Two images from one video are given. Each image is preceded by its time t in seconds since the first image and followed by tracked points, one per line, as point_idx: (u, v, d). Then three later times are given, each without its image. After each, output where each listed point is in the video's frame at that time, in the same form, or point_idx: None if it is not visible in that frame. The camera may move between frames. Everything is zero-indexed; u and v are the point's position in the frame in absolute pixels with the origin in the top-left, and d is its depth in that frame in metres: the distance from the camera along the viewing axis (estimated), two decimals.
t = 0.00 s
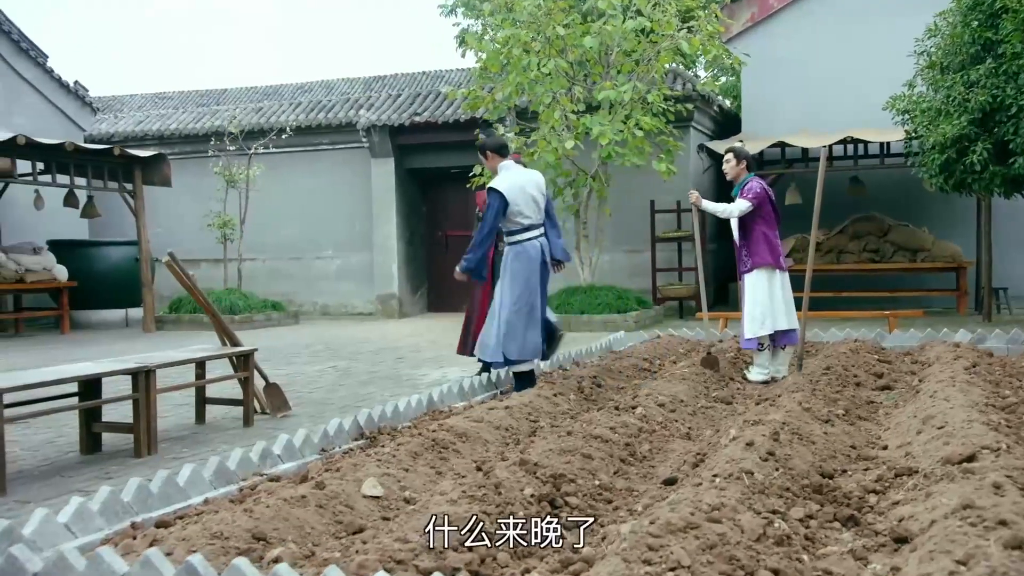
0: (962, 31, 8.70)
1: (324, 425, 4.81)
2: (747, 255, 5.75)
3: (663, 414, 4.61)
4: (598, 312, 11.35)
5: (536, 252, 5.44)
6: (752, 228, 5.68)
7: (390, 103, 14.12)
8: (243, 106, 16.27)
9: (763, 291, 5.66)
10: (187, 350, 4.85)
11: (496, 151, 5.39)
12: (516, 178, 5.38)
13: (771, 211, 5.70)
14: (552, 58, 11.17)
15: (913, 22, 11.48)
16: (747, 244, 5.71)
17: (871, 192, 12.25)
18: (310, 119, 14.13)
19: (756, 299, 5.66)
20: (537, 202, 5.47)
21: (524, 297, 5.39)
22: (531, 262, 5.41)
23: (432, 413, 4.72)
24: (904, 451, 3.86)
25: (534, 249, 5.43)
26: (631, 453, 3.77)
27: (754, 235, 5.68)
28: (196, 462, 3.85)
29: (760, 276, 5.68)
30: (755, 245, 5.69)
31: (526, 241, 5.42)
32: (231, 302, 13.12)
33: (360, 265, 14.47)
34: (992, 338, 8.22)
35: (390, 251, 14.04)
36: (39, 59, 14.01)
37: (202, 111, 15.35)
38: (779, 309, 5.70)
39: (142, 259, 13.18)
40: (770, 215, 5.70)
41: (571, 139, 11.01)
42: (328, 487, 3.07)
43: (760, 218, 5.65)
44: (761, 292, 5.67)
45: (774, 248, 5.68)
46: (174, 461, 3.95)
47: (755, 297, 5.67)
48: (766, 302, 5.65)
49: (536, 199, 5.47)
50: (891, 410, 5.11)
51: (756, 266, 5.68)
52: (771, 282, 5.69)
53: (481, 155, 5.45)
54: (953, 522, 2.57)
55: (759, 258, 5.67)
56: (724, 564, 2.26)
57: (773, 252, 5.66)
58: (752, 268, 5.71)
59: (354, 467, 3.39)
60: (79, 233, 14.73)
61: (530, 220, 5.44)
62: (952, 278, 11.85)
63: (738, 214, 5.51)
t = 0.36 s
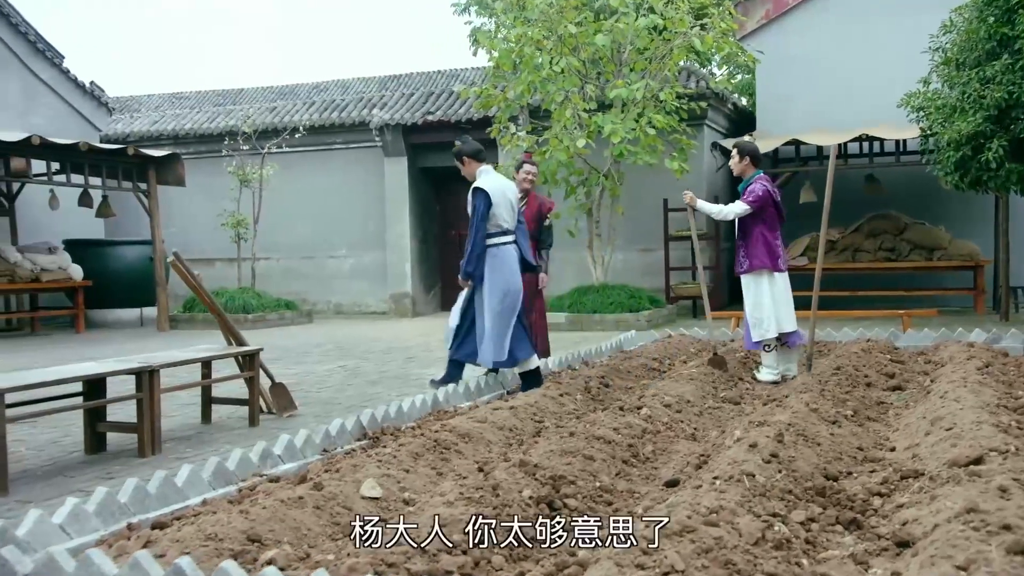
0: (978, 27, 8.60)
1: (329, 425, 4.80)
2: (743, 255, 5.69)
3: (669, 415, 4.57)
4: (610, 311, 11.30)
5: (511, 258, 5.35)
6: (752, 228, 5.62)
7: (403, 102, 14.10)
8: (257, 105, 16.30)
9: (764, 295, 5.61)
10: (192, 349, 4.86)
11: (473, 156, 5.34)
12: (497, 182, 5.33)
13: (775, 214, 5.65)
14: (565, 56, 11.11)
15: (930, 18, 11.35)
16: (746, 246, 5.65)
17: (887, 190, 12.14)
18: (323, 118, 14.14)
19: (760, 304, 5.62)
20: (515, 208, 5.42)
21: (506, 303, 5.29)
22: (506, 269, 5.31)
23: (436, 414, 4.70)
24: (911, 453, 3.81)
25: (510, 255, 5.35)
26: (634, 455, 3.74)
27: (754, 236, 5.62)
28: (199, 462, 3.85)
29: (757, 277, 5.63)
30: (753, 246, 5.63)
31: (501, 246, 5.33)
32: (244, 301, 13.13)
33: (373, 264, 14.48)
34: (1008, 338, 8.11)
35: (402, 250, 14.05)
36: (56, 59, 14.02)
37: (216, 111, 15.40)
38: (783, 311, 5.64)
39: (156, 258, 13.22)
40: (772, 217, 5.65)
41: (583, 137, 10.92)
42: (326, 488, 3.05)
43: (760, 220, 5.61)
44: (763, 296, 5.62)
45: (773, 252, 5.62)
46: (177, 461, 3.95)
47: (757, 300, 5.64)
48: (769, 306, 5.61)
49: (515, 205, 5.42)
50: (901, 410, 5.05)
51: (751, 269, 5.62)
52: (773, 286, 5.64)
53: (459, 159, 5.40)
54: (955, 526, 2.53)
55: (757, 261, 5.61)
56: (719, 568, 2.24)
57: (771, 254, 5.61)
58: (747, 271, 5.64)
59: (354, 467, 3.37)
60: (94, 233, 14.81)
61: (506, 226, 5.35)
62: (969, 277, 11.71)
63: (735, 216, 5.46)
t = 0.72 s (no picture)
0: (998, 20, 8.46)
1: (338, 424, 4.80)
2: (754, 253, 5.63)
3: (679, 414, 4.53)
4: (626, 308, 11.25)
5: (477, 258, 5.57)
6: (767, 225, 5.57)
7: (420, 99, 14.09)
8: (274, 103, 16.35)
9: (767, 296, 5.55)
10: (203, 347, 4.87)
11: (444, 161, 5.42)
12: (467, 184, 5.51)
13: (788, 212, 5.61)
14: (580, 52, 11.04)
15: (951, 12, 11.19)
16: (759, 243, 5.59)
17: (907, 186, 12.01)
18: (340, 116, 14.16)
19: (764, 304, 5.56)
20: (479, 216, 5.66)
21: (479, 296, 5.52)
22: (474, 266, 5.53)
23: (445, 412, 4.69)
24: (923, 453, 3.75)
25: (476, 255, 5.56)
26: (640, 455, 3.71)
27: (767, 233, 5.57)
28: (206, 460, 3.86)
29: (766, 275, 5.58)
30: (766, 245, 5.57)
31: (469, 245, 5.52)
32: (261, 299, 13.18)
33: (389, 262, 14.50)
34: None
35: (420, 248, 14.12)
36: (75, 58, 13.23)
37: (233, 110, 15.46)
38: (782, 311, 5.59)
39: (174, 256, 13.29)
40: (785, 216, 5.60)
41: (598, 134, 10.82)
42: (329, 487, 3.05)
43: (775, 218, 5.56)
44: (769, 294, 5.56)
45: (785, 251, 5.59)
46: (184, 459, 3.96)
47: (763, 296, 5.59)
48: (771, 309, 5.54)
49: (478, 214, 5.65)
50: (915, 410, 4.99)
51: (761, 267, 5.56)
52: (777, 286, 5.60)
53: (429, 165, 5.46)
54: (963, 529, 2.48)
55: (768, 259, 5.56)
56: (719, 570, 2.23)
57: (784, 253, 5.57)
58: (757, 268, 5.59)
59: (359, 467, 3.36)
60: (113, 231, 14.91)
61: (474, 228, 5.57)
62: (990, 274, 11.56)
63: (748, 215, 5.40)
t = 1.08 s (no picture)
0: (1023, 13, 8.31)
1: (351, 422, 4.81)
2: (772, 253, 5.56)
3: (693, 413, 4.49)
4: (644, 306, 11.19)
5: (448, 261, 5.52)
6: (783, 225, 5.50)
7: (439, 97, 14.08)
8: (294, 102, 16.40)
9: (793, 296, 5.51)
10: (216, 345, 4.90)
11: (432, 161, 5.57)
12: (451, 186, 5.55)
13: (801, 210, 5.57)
14: (599, 49, 10.97)
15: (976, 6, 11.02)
16: (780, 241, 5.52)
17: (930, 182, 11.85)
18: (359, 115, 14.18)
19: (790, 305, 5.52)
20: (467, 215, 5.65)
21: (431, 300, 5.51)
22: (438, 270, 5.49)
23: (458, 411, 4.68)
24: (939, 454, 3.70)
25: (449, 257, 5.52)
26: (651, 455, 3.69)
27: (783, 232, 5.50)
28: (218, 458, 3.88)
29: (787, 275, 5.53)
30: (784, 244, 5.51)
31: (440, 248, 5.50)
32: (280, 297, 13.23)
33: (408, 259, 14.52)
34: None
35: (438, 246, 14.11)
36: (97, 58, 13.33)
37: (254, 108, 15.53)
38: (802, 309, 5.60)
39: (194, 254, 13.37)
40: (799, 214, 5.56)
41: (616, 131, 10.73)
42: (337, 486, 3.05)
43: (790, 216, 5.50)
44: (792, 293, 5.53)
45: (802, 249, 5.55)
46: (197, 457, 3.98)
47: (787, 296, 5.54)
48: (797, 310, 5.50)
49: (466, 212, 5.65)
50: (934, 410, 4.92)
51: (787, 266, 5.50)
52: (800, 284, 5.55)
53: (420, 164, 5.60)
54: (974, 532, 2.44)
55: (788, 258, 5.50)
56: (723, 573, 2.25)
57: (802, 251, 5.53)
58: (781, 267, 5.52)
59: (368, 466, 3.36)
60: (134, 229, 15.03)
61: (452, 230, 5.55)
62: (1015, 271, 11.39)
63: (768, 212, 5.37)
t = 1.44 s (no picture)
0: None
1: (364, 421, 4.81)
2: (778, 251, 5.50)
3: (706, 413, 4.46)
4: (661, 304, 11.13)
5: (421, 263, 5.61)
6: (786, 223, 5.45)
7: (457, 96, 14.06)
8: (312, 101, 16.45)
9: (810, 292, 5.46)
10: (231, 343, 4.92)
11: (414, 161, 5.70)
12: (417, 189, 5.59)
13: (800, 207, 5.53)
14: (617, 46, 10.89)
15: None
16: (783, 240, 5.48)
17: (952, 179, 11.71)
18: (376, 113, 14.19)
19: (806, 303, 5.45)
20: (438, 217, 5.65)
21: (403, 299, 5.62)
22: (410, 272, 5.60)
23: (470, 410, 4.67)
24: (955, 455, 3.65)
25: (416, 258, 5.61)
26: (663, 455, 3.67)
27: (786, 231, 5.45)
28: (230, 457, 3.90)
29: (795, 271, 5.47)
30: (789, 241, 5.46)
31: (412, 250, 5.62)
32: (299, 295, 13.27)
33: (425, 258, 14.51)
34: None
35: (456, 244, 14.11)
36: (119, 58, 13.44)
37: (273, 108, 15.59)
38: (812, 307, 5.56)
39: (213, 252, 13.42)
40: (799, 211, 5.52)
41: (633, 129, 10.65)
42: (346, 485, 3.05)
43: (791, 215, 5.45)
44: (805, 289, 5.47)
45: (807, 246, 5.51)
46: (209, 456, 4.00)
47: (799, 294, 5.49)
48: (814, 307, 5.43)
49: (436, 215, 5.64)
50: (951, 410, 4.86)
51: (793, 264, 5.45)
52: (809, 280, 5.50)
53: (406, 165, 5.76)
54: (988, 535, 2.40)
55: (795, 255, 5.45)
56: (729, 575, 2.25)
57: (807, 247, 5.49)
58: (789, 265, 5.46)
59: (378, 466, 3.36)
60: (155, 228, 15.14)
61: (421, 233, 5.61)
62: None
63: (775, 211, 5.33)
